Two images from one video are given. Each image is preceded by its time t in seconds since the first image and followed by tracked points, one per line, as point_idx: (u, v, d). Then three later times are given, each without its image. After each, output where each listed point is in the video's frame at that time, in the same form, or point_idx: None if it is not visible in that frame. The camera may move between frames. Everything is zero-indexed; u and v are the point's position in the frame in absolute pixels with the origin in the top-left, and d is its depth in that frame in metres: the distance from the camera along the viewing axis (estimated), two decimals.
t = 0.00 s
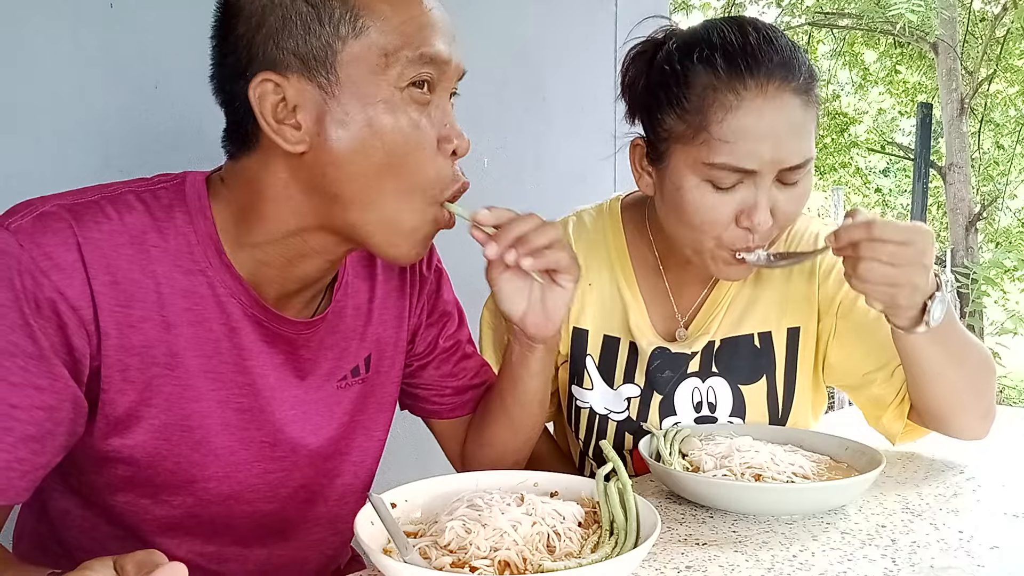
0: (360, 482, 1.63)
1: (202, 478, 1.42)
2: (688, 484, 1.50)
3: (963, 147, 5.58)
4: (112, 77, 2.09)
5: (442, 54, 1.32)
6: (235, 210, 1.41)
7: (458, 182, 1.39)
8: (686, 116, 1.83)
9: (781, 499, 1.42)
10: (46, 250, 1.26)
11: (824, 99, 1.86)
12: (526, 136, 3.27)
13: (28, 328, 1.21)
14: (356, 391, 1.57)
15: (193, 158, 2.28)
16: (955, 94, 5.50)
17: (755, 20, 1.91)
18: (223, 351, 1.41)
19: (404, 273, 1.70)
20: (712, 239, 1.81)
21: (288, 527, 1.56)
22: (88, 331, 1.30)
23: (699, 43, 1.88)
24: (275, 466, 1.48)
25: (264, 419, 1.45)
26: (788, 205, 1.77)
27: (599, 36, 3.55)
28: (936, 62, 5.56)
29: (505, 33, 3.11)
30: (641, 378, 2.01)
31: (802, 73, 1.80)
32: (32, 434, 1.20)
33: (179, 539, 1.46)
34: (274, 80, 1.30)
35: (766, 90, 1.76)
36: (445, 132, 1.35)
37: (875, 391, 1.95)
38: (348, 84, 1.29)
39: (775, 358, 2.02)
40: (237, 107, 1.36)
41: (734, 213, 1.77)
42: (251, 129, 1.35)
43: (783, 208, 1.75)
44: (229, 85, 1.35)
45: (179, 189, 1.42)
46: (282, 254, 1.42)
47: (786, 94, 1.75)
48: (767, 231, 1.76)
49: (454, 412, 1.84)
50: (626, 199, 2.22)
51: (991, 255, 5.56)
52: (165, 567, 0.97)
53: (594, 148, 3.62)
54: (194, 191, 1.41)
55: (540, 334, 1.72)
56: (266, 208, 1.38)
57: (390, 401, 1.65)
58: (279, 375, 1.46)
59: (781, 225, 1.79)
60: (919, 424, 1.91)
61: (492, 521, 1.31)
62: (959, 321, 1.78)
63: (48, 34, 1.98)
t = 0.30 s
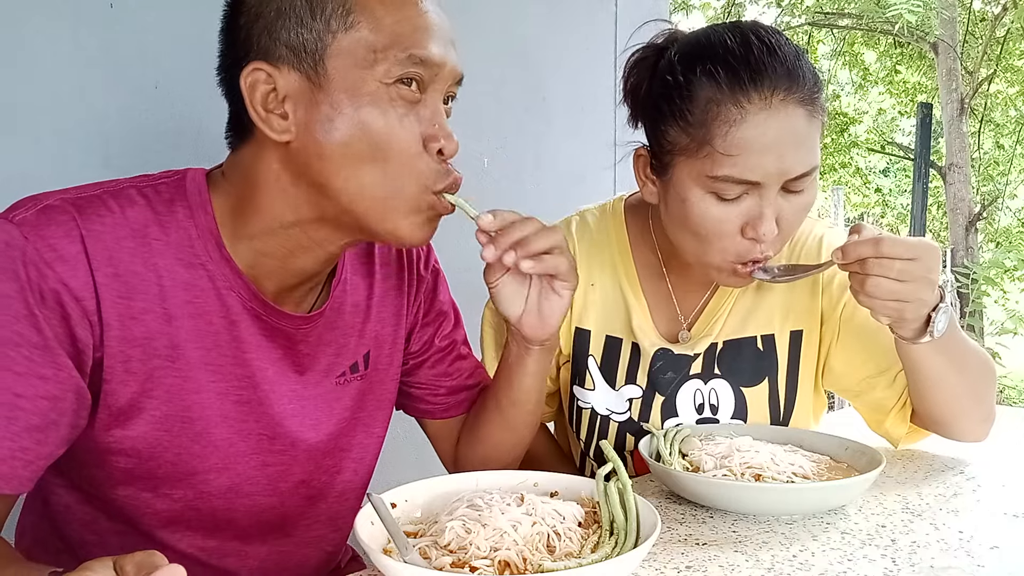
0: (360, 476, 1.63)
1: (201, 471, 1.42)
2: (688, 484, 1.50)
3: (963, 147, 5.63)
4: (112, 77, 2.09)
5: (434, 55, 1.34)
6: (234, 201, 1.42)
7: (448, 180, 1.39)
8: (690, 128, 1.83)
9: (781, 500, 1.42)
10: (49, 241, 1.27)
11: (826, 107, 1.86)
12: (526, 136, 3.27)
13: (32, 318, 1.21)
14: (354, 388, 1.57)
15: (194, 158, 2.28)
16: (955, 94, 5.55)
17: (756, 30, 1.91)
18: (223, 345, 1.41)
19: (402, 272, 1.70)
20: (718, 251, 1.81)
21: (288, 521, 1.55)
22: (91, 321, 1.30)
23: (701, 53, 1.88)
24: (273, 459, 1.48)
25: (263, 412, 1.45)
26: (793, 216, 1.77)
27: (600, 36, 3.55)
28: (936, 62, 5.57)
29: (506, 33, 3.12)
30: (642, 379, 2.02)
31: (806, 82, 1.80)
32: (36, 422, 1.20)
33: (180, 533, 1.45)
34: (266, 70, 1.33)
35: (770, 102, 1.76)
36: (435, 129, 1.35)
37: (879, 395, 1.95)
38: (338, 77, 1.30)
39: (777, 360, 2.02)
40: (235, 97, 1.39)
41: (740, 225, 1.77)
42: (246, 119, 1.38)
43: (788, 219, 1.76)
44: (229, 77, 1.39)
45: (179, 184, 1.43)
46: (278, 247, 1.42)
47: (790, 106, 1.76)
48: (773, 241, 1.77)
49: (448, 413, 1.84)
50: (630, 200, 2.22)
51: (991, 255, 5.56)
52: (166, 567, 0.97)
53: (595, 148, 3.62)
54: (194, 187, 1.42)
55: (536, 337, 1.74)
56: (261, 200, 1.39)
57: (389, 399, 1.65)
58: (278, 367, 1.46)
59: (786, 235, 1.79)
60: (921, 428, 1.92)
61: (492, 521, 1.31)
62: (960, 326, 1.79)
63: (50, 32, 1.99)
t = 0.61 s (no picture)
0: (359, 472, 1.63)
1: (201, 466, 1.41)
2: (688, 484, 1.50)
3: (962, 147, 5.60)
4: (111, 76, 2.09)
5: (431, 54, 1.34)
6: (233, 199, 1.42)
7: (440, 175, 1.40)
8: (681, 128, 1.83)
9: (781, 500, 1.42)
10: (51, 234, 1.27)
11: (819, 103, 1.84)
12: (526, 136, 3.27)
13: (35, 311, 1.21)
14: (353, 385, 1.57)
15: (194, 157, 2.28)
16: (955, 94, 5.55)
17: (748, 27, 1.90)
18: (223, 340, 1.41)
19: (401, 271, 1.70)
20: (712, 248, 1.82)
21: (287, 516, 1.55)
22: (92, 314, 1.30)
23: (692, 53, 1.88)
24: (273, 455, 1.48)
25: (262, 408, 1.45)
26: (785, 213, 1.76)
27: (601, 36, 3.56)
28: (936, 62, 5.58)
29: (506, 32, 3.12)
30: (641, 376, 2.02)
31: (797, 80, 1.79)
32: (38, 414, 1.19)
33: (179, 529, 1.45)
34: (266, 69, 1.33)
35: (759, 101, 1.75)
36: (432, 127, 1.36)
37: (877, 393, 1.95)
38: (337, 76, 1.30)
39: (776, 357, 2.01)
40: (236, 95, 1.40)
41: (732, 223, 1.77)
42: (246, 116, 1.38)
43: (781, 216, 1.75)
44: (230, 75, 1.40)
45: (180, 180, 1.43)
46: (277, 243, 1.42)
47: (780, 104, 1.75)
48: (767, 238, 1.77)
49: (447, 410, 1.84)
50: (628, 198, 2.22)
51: (991, 255, 5.57)
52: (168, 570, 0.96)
53: (595, 148, 3.62)
54: (195, 184, 1.42)
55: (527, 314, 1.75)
56: (261, 196, 1.39)
57: (388, 398, 1.65)
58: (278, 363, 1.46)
59: (779, 232, 1.79)
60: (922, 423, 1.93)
61: (492, 521, 1.31)
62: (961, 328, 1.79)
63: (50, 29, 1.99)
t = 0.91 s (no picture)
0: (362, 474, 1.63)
1: (203, 466, 1.41)
2: (687, 484, 1.50)
3: (963, 148, 5.61)
4: (114, 78, 2.08)
5: (429, 49, 1.34)
6: (237, 200, 1.42)
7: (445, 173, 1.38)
8: (646, 103, 1.85)
9: (781, 500, 1.42)
10: (55, 235, 1.27)
11: (780, 78, 1.85)
12: (525, 135, 3.26)
13: (39, 311, 1.21)
14: (355, 387, 1.57)
15: (196, 157, 2.28)
16: (955, 94, 5.53)
17: (709, 10, 1.92)
18: (225, 341, 1.41)
19: (402, 274, 1.70)
20: (682, 218, 1.82)
21: (290, 517, 1.55)
22: (96, 315, 1.30)
23: (655, 34, 1.90)
24: (275, 455, 1.48)
25: (265, 408, 1.45)
26: (753, 181, 1.76)
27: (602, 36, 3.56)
28: (936, 61, 5.59)
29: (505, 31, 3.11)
30: (635, 358, 2.02)
31: (754, 53, 1.81)
32: (42, 413, 1.19)
33: (181, 529, 1.45)
34: (267, 66, 1.34)
35: (718, 71, 1.77)
36: (433, 124, 1.35)
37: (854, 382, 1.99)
38: (336, 72, 1.30)
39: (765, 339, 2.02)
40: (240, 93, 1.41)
41: (699, 191, 1.77)
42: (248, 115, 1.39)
43: (747, 183, 1.75)
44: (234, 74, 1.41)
45: (184, 181, 1.43)
46: (279, 244, 1.42)
47: (737, 75, 1.77)
48: (734, 206, 1.77)
49: (445, 414, 1.85)
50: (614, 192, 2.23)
51: (991, 256, 5.59)
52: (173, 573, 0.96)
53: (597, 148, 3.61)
54: (198, 184, 1.42)
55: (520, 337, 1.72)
56: (263, 196, 1.40)
57: (388, 399, 1.65)
58: (280, 363, 1.46)
59: (748, 201, 1.79)
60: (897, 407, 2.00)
61: (492, 521, 1.31)
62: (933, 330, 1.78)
63: (53, 31, 1.99)
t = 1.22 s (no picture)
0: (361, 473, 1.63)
1: (201, 464, 1.41)
2: (687, 484, 1.50)
3: (962, 147, 5.57)
4: (113, 77, 2.08)
5: (430, 56, 1.35)
6: (235, 199, 1.42)
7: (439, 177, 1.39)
8: (618, 81, 1.97)
9: (781, 500, 1.42)
10: (54, 233, 1.27)
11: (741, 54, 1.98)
12: (526, 135, 3.26)
13: (38, 310, 1.21)
14: (353, 386, 1.58)
15: (195, 156, 2.28)
16: (955, 94, 5.52)
17: None
18: (223, 340, 1.41)
19: (400, 272, 1.70)
20: (658, 187, 1.92)
21: (288, 515, 1.55)
22: (95, 313, 1.30)
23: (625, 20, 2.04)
24: (272, 454, 1.48)
25: (262, 407, 1.45)
26: (720, 149, 1.87)
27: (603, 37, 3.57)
28: (936, 61, 5.60)
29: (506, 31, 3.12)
30: (623, 338, 2.06)
31: (714, 31, 1.95)
32: (40, 412, 1.20)
33: (179, 528, 1.45)
34: (268, 65, 1.34)
35: (680, 46, 1.90)
36: (431, 128, 1.35)
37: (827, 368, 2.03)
38: (335, 73, 1.30)
39: (747, 319, 2.04)
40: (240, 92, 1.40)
41: (671, 159, 1.88)
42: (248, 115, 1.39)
43: (714, 150, 1.86)
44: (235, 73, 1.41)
45: (182, 181, 1.43)
46: (277, 243, 1.42)
47: (698, 49, 1.90)
48: (704, 173, 1.87)
49: (443, 412, 1.86)
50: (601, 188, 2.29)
51: (990, 256, 5.60)
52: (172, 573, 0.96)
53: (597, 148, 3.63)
54: (197, 184, 1.42)
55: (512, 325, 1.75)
56: (261, 195, 1.40)
57: (387, 399, 1.65)
58: (278, 362, 1.46)
59: (717, 169, 1.89)
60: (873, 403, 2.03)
61: (492, 521, 1.31)
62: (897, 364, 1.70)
63: (53, 30, 1.99)
